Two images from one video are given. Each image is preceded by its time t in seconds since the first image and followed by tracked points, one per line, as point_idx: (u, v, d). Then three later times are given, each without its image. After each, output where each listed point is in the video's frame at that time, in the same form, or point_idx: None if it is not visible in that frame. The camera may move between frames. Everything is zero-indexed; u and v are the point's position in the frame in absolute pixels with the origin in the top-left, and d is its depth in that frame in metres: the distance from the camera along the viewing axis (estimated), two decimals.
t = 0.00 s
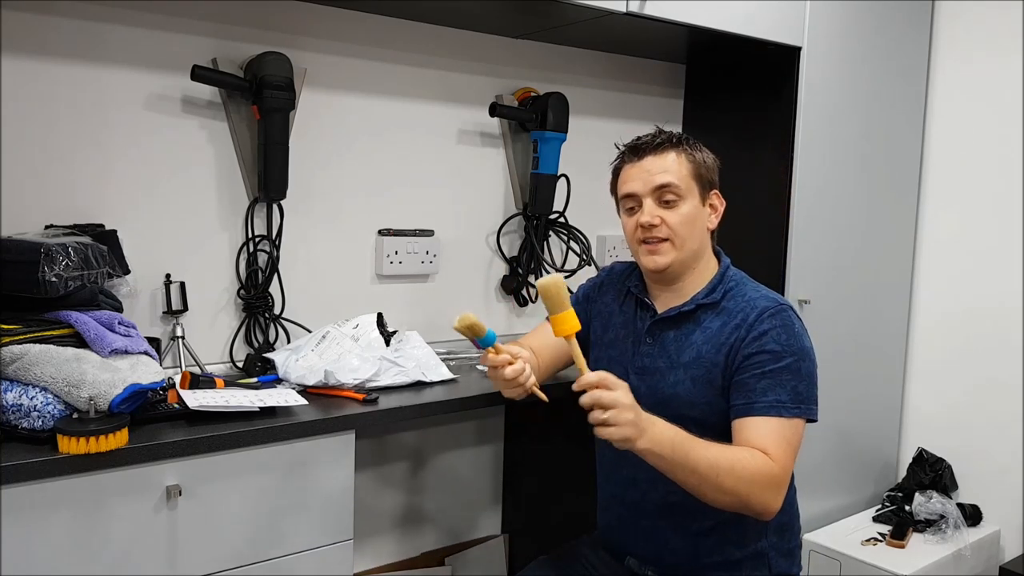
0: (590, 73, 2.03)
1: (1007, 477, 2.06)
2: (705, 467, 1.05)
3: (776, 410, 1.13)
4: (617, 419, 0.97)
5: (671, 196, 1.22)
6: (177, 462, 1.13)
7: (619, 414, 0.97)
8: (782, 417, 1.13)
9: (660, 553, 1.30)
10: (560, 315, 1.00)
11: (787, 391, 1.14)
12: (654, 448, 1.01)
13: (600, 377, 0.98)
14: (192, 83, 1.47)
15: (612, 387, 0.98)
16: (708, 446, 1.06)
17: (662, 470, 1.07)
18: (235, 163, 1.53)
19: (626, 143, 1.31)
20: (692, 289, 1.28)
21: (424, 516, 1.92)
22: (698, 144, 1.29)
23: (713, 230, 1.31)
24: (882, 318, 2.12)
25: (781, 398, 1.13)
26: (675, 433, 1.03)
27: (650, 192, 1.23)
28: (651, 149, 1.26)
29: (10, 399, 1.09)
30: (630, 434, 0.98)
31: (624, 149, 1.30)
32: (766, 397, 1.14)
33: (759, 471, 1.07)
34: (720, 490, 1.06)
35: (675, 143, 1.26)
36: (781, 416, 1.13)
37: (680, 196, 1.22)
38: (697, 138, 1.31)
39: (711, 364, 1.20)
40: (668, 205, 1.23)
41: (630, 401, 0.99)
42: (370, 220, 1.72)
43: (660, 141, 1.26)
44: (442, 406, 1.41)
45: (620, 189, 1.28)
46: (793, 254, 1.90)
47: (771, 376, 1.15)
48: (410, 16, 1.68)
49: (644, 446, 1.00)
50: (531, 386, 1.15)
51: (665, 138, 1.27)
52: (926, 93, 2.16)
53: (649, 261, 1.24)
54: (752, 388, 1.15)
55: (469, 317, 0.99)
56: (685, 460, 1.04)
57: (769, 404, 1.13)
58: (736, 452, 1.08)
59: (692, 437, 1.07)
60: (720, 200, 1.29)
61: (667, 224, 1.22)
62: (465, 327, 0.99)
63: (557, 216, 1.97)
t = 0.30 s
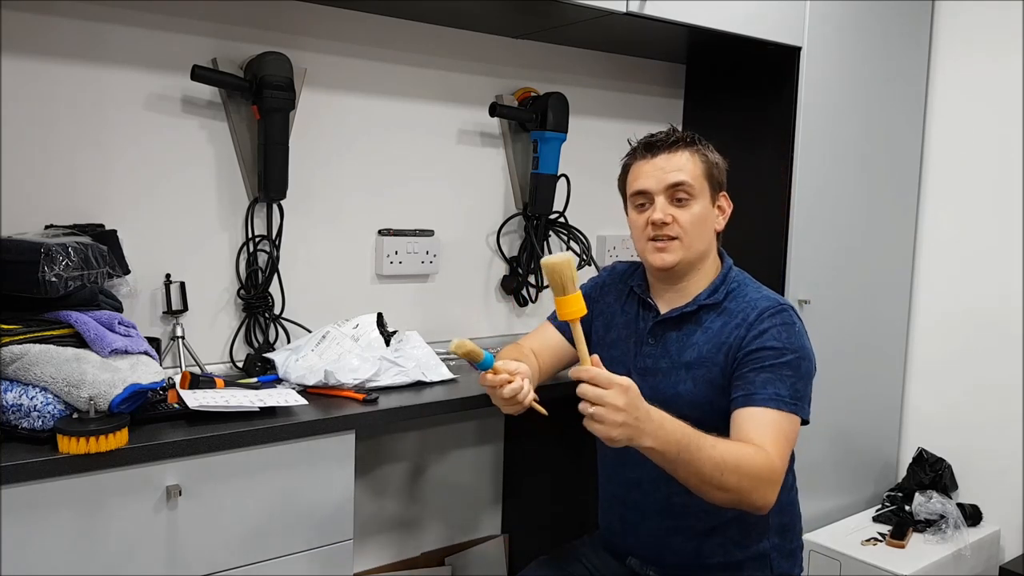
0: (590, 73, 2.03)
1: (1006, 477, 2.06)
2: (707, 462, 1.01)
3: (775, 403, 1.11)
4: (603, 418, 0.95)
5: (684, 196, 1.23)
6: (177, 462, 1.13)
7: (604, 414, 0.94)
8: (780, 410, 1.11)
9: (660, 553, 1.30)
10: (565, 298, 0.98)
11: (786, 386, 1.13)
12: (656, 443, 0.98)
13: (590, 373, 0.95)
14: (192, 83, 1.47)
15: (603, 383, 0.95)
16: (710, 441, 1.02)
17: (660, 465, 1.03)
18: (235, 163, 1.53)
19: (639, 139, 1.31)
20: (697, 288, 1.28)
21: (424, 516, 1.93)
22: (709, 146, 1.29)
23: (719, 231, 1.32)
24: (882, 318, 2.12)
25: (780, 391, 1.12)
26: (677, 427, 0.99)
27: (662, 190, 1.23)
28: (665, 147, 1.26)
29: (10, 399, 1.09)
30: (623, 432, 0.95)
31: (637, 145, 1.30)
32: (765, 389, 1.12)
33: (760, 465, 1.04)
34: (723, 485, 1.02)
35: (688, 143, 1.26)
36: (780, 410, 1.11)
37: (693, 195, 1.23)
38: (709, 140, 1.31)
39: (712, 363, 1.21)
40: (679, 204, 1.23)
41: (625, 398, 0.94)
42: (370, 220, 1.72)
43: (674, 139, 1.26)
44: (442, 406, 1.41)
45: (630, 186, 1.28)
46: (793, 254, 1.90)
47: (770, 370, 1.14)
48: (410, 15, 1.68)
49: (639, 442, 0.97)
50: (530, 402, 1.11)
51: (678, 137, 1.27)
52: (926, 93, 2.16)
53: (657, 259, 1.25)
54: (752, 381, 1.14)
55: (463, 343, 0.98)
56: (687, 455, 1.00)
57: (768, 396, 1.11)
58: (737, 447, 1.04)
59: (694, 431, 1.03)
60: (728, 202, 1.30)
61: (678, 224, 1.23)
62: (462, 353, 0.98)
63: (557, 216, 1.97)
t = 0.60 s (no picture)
0: (590, 73, 2.03)
1: (1006, 477, 2.06)
2: (696, 436, 0.97)
3: (763, 371, 1.08)
4: (583, 402, 0.90)
5: (682, 195, 1.23)
6: (177, 462, 1.13)
7: (584, 398, 0.90)
8: (770, 380, 1.07)
9: (661, 553, 1.30)
10: (562, 267, 0.93)
11: (776, 358, 1.10)
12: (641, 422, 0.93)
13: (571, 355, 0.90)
14: (192, 83, 1.47)
15: (584, 366, 0.90)
16: (696, 415, 0.98)
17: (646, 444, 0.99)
18: (235, 163, 1.53)
19: (637, 140, 1.31)
20: (696, 289, 1.28)
21: (424, 516, 1.92)
22: (708, 146, 1.29)
23: (719, 230, 1.32)
24: (882, 318, 2.12)
25: (770, 363, 1.09)
26: (663, 404, 0.95)
27: (661, 191, 1.23)
28: (663, 147, 1.26)
29: (10, 399, 1.09)
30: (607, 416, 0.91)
31: (635, 146, 1.30)
32: (755, 360, 1.10)
33: (748, 436, 1.00)
34: (712, 459, 0.99)
35: (687, 143, 1.26)
36: (769, 378, 1.07)
37: (691, 195, 1.23)
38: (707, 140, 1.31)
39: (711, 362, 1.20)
40: (677, 204, 1.23)
41: (610, 379, 0.90)
42: (370, 220, 1.72)
43: (672, 140, 1.26)
44: (443, 406, 1.41)
45: (628, 186, 1.28)
46: (793, 254, 1.90)
47: (760, 346, 1.12)
48: (410, 15, 1.68)
49: (627, 427, 0.92)
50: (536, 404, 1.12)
51: (676, 137, 1.27)
52: (926, 93, 2.16)
53: (657, 259, 1.24)
54: (741, 354, 1.12)
55: (480, 339, 0.92)
56: (675, 430, 0.96)
57: (757, 366, 1.09)
58: (724, 415, 1.00)
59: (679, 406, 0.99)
60: (727, 202, 1.30)
61: (677, 224, 1.23)
62: (478, 351, 0.94)
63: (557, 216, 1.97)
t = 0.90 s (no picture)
0: (590, 73, 2.03)
1: (1006, 477, 2.06)
2: (696, 426, 0.97)
3: (762, 365, 1.08)
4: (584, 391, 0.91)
5: (673, 195, 1.23)
6: (177, 462, 1.13)
7: (585, 386, 0.91)
8: (770, 373, 1.07)
9: (660, 553, 1.30)
10: (536, 258, 0.98)
11: (775, 353, 1.10)
12: (641, 411, 0.94)
13: (567, 341, 0.92)
14: (192, 83, 1.47)
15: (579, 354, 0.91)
16: (696, 404, 0.98)
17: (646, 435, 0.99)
18: (236, 163, 1.53)
19: (627, 143, 1.31)
20: (693, 288, 1.28)
21: (424, 517, 1.92)
22: (699, 145, 1.29)
23: (715, 229, 1.32)
24: (881, 318, 2.12)
25: (768, 357, 1.09)
26: (661, 393, 0.96)
27: (651, 191, 1.23)
28: (653, 149, 1.26)
29: (10, 399, 1.09)
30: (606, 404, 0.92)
31: (625, 149, 1.30)
32: (753, 355, 1.10)
33: (749, 426, 1.00)
34: (712, 449, 0.99)
35: (676, 143, 1.26)
36: (768, 372, 1.07)
37: (682, 195, 1.23)
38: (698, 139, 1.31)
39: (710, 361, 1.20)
40: (668, 204, 1.23)
41: (607, 366, 0.91)
42: (370, 220, 1.72)
43: (661, 141, 1.26)
44: (442, 406, 1.41)
45: (620, 189, 1.28)
46: (792, 254, 1.90)
47: (758, 342, 1.12)
48: (410, 15, 1.68)
49: (626, 416, 0.93)
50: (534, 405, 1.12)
51: (666, 138, 1.27)
52: (926, 93, 2.16)
53: (650, 260, 1.24)
54: (740, 351, 1.12)
55: (476, 340, 0.93)
56: (674, 420, 0.96)
57: (755, 360, 1.08)
58: (724, 405, 1.00)
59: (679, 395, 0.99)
60: (721, 200, 1.30)
61: (668, 224, 1.23)
62: (476, 352, 0.94)
63: (557, 216, 1.98)
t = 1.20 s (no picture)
0: (590, 73, 2.03)
1: (1006, 477, 2.06)
2: (687, 415, 0.97)
3: (761, 362, 1.08)
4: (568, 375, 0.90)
5: (672, 196, 1.22)
6: (177, 462, 1.13)
7: (572, 372, 0.90)
8: (768, 369, 1.07)
9: (660, 554, 1.30)
10: (509, 265, 0.93)
11: (773, 349, 1.10)
12: (629, 397, 0.93)
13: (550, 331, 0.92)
14: (192, 83, 1.47)
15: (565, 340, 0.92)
16: (687, 393, 0.98)
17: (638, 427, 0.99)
18: (236, 163, 1.53)
19: (627, 143, 1.31)
20: (694, 289, 1.28)
21: (424, 517, 1.92)
22: (699, 145, 1.29)
23: (715, 230, 1.32)
24: (882, 318, 2.12)
25: (767, 354, 1.09)
26: (651, 381, 0.96)
27: (651, 192, 1.23)
28: (652, 149, 1.26)
29: (10, 399, 1.09)
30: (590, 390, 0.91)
31: (625, 149, 1.30)
32: (751, 352, 1.10)
33: (742, 416, 0.99)
34: (706, 439, 0.98)
35: (676, 143, 1.26)
36: (767, 368, 1.07)
37: (681, 195, 1.22)
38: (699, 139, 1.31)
39: (710, 361, 1.20)
40: (668, 205, 1.23)
41: (591, 352, 0.91)
42: (370, 220, 1.72)
43: (661, 141, 1.26)
44: (442, 406, 1.41)
45: (620, 189, 1.28)
46: (792, 254, 1.90)
47: (756, 339, 1.12)
48: (410, 15, 1.68)
49: (615, 403, 0.93)
50: (532, 407, 1.12)
51: (666, 138, 1.27)
52: (926, 93, 2.16)
53: (649, 260, 1.24)
54: (739, 349, 1.12)
55: (473, 339, 0.92)
56: (665, 409, 0.96)
57: (753, 356, 1.08)
58: (717, 396, 1.00)
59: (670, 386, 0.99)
60: (721, 200, 1.30)
61: (668, 224, 1.23)
62: (473, 352, 0.93)
63: (557, 216, 1.98)
